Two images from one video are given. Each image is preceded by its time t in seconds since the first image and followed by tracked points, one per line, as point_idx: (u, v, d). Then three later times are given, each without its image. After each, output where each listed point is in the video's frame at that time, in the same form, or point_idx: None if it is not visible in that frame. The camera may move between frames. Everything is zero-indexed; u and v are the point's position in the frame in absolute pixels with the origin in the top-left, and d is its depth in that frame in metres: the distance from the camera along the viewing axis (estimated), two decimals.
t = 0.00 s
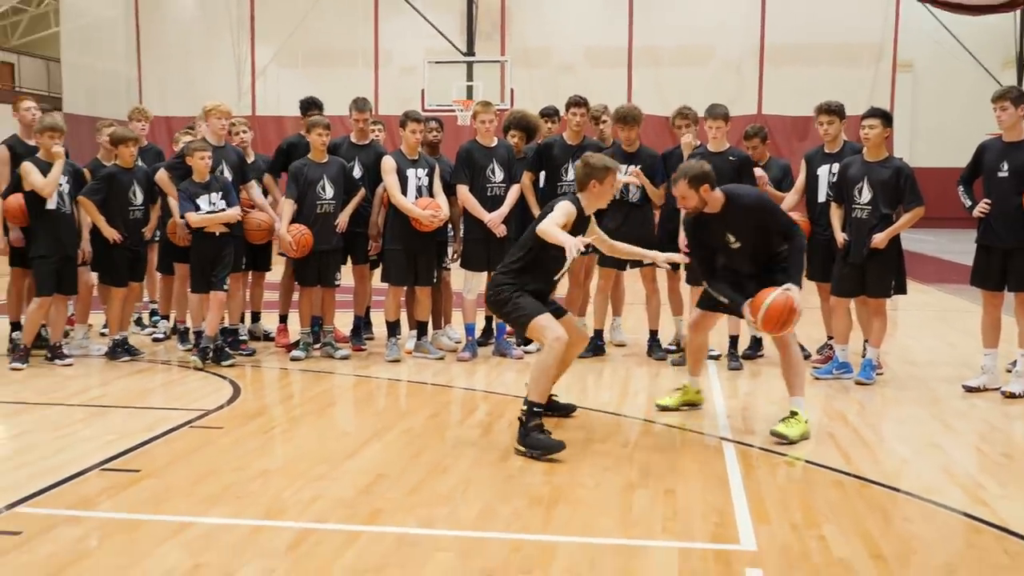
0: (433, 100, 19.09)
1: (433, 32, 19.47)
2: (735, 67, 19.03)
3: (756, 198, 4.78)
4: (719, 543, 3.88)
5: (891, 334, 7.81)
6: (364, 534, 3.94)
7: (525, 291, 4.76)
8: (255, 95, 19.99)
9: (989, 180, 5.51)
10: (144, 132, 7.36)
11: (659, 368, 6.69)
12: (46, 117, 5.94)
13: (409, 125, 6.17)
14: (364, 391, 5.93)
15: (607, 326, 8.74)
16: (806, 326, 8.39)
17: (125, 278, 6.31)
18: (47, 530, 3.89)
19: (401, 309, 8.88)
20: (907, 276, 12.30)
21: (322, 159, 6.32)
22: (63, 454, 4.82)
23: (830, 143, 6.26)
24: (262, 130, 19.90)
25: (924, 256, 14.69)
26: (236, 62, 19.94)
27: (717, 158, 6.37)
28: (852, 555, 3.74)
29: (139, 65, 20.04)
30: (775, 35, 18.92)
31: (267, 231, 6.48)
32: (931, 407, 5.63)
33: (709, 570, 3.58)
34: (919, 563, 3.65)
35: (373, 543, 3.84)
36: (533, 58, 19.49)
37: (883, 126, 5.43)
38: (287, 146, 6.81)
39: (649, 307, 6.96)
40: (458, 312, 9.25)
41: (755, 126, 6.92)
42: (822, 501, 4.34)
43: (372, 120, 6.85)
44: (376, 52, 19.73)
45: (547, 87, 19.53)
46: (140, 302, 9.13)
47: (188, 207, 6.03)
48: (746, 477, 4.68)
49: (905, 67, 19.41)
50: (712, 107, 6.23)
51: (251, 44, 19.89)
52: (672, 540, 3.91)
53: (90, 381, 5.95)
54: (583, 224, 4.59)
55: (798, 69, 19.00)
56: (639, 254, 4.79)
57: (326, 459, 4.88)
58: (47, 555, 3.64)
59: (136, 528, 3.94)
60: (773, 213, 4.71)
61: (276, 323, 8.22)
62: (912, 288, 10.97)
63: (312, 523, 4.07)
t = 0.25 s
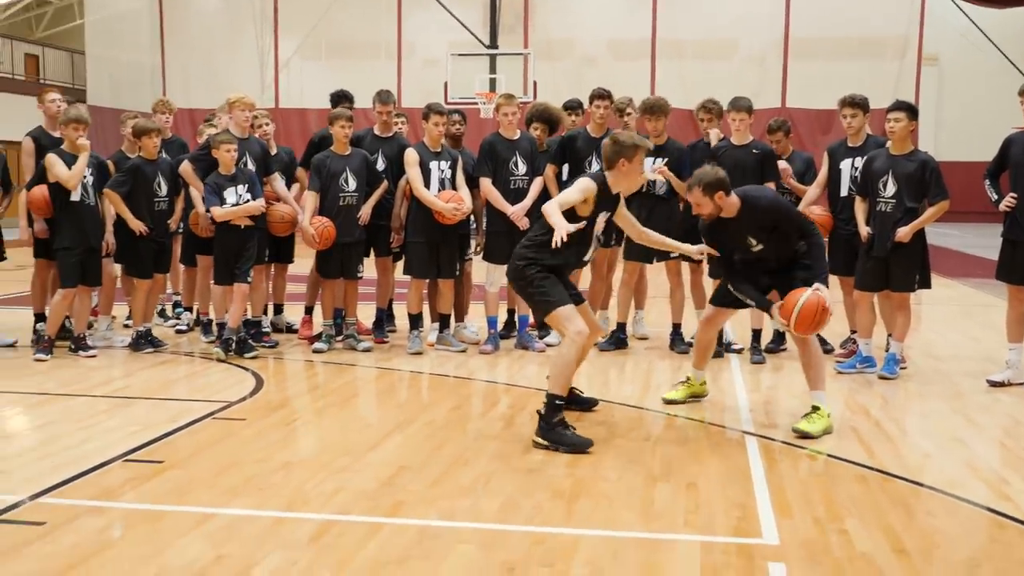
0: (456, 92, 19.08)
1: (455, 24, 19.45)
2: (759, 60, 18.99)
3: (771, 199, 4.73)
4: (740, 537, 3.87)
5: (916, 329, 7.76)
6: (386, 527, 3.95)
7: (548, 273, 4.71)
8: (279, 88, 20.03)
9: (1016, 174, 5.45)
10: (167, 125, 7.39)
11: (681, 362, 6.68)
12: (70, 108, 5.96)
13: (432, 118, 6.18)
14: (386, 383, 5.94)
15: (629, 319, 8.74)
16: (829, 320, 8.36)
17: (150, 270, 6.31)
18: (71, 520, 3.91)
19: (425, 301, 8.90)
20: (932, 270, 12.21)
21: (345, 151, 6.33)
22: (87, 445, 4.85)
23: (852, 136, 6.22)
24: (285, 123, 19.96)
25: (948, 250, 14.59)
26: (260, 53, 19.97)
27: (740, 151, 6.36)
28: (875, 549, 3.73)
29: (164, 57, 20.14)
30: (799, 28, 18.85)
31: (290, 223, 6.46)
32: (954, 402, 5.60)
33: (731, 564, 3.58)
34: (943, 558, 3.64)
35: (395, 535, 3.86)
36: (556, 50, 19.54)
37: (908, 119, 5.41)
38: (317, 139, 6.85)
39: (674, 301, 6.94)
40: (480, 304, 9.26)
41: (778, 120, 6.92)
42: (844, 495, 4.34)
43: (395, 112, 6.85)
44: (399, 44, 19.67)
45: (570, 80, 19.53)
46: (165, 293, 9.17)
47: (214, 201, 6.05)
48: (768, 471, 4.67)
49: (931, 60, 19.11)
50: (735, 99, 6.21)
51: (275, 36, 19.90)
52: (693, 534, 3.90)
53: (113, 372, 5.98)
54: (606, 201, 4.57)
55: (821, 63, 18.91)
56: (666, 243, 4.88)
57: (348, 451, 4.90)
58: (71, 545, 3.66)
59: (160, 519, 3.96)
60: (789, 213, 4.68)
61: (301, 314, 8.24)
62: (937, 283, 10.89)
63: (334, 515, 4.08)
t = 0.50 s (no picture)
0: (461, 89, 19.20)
1: (460, 22, 19.44)
2: (763, 59, 19.02)
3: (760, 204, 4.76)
4: (742, 534, 3.88)
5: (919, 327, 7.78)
6: (388, 524, 3.95)
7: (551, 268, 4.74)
8: (283, 85, 19.99)
9: (1019, 173, 5.45)
10: (170, 120, 7.35)
11: (683, 359, 6.69)
12: (74, 104, 5.94)
13: (436, 115, 6.17)
14: (389, 380, 5.94)
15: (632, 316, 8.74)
16: (832, 318, 8.37)
17: (154, 266, 6.29)
18: (72, 517, 3.91)
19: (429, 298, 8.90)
20: (934, 269, 12.22)
21: (349, 148, 6.32)
22: (89, 441, 4.84)
23: (855, 135, 6.23)
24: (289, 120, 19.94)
25: (948, 249, 14.62)
26: (264, 49, 19.92)
27: (744, 148, 6.36)
28: (876, 547, 3.73)
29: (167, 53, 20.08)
30: (802, 27, 18.88)
31: (294, 220, 6.45)
32: (956, 400, 5.62)
33: (733, 561, 3.59)
34: (944, 555, 3.65)
35: (397, 532, 3.86)
36: (562, 48, 19.49)
37: (912, 118, 5.43)
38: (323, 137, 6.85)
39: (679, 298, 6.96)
40: (483, 301, 9.26)
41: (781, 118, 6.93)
42: (846, 493, 4.35)
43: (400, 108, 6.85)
44: (404, 42, 19.69)
45: (575, 78, 19.55)
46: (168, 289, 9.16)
47: (221, 198, 6.03)
48: (770, 468, 4.68)
49: (935, 59, 19.14)
50: (738, 97, 6.21)
51: (280, 32, 19.86)
52: (695, 531, 3.91)
53: (115, 369, 5.97)
54: (611, 199, 4.60)
55: (825, 62, 18.95)
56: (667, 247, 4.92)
57: (351, 448, 4.90)
58: (72, 542, 3.66)
59: (161, 516, 3.96)
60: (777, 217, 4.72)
61: (304, 311, 8.23)
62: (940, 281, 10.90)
63: (335, 512, 4.08)
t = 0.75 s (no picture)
0: (447, 87, 19.14)
1: (448, 19, 19.43)
2: (750, 57, 19.07)
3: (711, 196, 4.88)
4: (726, 531, 3.89)
5: (903, 324, 7.81)
6: (372, 522, 3.94)
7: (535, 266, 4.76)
8: (270, 82, 19.96)
9: (1001, 171, 5.47)
10: (154, 118, 7.32)
11: (669, 357, 6.71)
12: (58, 100, 5.91)
13: (422, 113, 6.15)
14: (374, 378, 5.93)
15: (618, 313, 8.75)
16: (817, 316, 8.40)
17: (139, 264, 6.26)
18: (54, 516, 3.89)
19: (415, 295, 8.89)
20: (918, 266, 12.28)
21: (335, 145, 6.31)
22: (72, 440, 4.81)
23: (839, 133, 6.25)
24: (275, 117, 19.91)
25: (932, 247, 14.70)
26: (250, 46, 19.87)
27: (730, 147, 6.38)
28: (859, 544, 3.75)
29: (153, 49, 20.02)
30: (789, 25, 18.93)
31: (279, 218, 6.42)
32: (940, 397, 5.65)
33: (717, 558, 3.59)
34: (926, 551, 3.67)
35: (381, 530, 3.85)
36: (548, 46, 19.55)
37: (898, 117, 5.45)
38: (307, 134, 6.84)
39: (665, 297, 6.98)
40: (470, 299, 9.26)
41: (767, 116, 6.95)
42: (829, 489, 4.37)
43: (386, 106, 6.85)
44: (391, 40, 19.68)
45: (562, 76, 19.57)
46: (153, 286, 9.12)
47: (208, 195, 6.02)
48: (754, 465, 4.70)
49: (920, 58, 19.30)
50: (724, 96, 6.20)
51: (267, 30, 19.83)
52: (679, 528, 3.91)
53: (99, 367, 5.94)
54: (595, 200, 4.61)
55: (811, 61, 19.02)
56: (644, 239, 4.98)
57: (337, 445, 4.89)
58: (54, 541, 3.64)
59: (144, 515, 3.94)
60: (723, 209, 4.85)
61: (290, 309, 8.21)
62: (924, 278, 10.95)
63: (320, 510, 4.07)
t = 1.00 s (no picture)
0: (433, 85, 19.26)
1: (435, 17, 19.44)
2: (738, 55, 19.10)
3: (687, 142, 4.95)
4: (713, 528, 3.90)
5: (889, 321, 7.83)
6: (359, 520, 3.94)
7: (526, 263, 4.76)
8: (257, 79, 19.94)
9: (988, 169, 5.48)
10: (141, 115, 7.31)
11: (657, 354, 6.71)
12: (44, 98, 5.90)
13: (410, 110, 6.16)
14: (362, 376, 5.93)
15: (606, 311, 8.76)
16: (804, 313, 8.42)
17: (126, 262, 6.26)
18: (40, 515, 3.88)
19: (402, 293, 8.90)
20: (904, 263, 12.30)
21: (322, 143, 6.31)
22: (58, 438, 4.80)
23: (826, 131, 6.26)
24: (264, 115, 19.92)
25: (920, 245, 14.73)
26: (238, 44, 19.84)
27: (717, 144, 6.36)
28: (846, 541, 3.76)
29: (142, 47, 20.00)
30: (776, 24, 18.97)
31: (267, 216, 6.39)
32: (926, 394, 5.66)
33: (703, 556, 3.60)
34: (912, 548, 3.68)
35: (369, 528, 3.85)
36: (536, 44, 19.53)
37: (885, 114, 5.45)
38: (290, 131, 6.77)
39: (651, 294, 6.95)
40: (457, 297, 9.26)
41: (752, 114, 6.95)
42: (816, 486, 4.38)
43: (374, 104, 6.84)
44: (379, 37, 19.67)
45: (549, 73, 19.56)
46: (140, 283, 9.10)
47: (196, 194, 6.01)
48: (741, 462, 4.71)
49: (908, 55, 19.27)
50: (710, 94, 6.22)
51: (254, 28, 19.81)
52: (666, 525, 3.92)
53: (87, 365, 5.93)
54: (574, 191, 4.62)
55: (799, 59, 19.05)
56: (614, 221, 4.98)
57: (324, 443, 4.89)
58: (40, 539, 3.64)
59: (131, 513, 3.94)
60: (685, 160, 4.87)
61: (277, 306, 8.19)
62: (910, 275, 10.97)
63: (307, 508, 4.07)
